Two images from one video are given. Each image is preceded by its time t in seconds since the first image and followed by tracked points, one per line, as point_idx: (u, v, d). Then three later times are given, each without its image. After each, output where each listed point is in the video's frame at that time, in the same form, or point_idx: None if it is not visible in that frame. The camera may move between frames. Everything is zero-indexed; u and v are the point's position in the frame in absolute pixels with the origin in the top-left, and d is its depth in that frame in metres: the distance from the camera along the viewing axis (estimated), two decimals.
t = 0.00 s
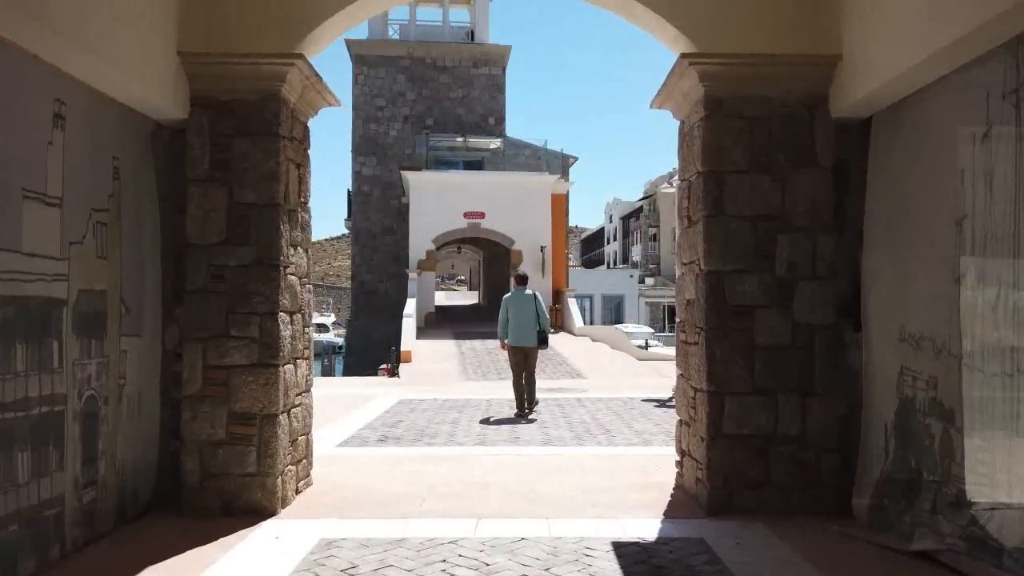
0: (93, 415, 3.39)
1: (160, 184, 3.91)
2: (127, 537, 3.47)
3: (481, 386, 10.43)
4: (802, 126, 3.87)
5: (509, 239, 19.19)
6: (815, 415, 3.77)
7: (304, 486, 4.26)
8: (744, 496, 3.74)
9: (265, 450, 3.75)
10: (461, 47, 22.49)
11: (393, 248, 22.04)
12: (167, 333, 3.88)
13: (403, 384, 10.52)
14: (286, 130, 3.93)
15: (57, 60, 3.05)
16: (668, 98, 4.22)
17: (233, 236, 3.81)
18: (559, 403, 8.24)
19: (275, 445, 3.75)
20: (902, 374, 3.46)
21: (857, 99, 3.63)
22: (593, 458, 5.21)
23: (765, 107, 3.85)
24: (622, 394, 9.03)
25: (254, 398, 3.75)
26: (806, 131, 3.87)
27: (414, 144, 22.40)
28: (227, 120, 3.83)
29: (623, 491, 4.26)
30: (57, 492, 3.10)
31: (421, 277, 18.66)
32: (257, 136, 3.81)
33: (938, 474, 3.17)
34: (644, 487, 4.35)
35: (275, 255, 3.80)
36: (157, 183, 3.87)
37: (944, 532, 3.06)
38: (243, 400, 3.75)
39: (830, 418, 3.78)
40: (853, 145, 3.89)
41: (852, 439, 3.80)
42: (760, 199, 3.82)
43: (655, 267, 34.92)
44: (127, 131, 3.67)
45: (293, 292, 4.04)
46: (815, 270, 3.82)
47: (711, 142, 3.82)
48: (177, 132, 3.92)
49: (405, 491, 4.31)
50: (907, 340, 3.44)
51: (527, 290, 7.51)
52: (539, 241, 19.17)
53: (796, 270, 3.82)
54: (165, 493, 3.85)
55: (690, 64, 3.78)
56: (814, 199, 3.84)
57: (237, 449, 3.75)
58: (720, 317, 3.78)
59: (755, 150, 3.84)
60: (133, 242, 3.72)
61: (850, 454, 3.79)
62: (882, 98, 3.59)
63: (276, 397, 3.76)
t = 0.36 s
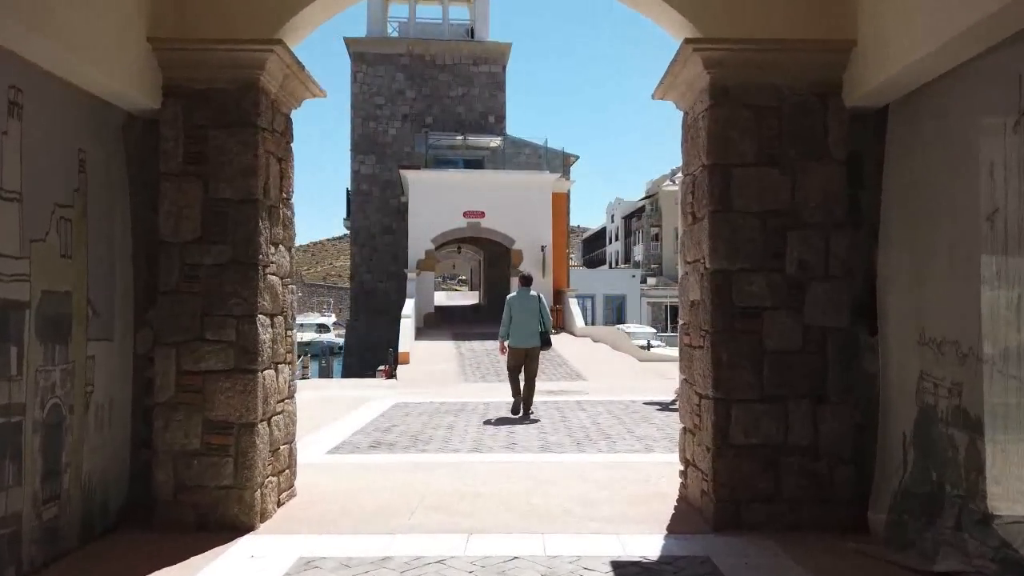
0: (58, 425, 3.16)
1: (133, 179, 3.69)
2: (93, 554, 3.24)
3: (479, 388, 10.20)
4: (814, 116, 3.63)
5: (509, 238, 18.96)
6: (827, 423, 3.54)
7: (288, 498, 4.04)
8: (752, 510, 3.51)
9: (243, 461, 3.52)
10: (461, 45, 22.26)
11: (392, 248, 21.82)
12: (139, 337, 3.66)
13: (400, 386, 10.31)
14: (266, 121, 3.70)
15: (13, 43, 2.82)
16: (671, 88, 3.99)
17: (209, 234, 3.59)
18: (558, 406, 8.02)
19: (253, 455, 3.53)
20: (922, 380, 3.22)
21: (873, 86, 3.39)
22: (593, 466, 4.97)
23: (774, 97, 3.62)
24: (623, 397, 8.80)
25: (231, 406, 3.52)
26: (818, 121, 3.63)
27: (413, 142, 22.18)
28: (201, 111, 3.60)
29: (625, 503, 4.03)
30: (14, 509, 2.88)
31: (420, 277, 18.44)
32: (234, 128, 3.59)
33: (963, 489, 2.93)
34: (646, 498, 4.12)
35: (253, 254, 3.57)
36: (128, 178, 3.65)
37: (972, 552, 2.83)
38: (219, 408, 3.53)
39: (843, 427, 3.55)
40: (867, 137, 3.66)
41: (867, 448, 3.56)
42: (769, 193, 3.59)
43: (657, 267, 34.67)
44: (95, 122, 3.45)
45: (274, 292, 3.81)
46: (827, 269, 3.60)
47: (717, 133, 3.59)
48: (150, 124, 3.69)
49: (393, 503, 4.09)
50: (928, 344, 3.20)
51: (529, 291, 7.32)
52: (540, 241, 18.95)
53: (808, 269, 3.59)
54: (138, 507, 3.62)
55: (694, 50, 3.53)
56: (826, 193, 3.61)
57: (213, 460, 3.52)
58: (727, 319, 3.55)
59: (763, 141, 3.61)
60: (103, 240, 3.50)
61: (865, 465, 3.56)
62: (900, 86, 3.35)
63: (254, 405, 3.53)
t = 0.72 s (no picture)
0: (21, 434, 2.94)
1: (106, 172, 3.46)
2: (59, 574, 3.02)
3: (477, 390, 9.97)
4: (829, 104, 3.42)
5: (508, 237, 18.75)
6: (845, 431, 3.32)
7: (271, 509, 3.82)
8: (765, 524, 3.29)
9: (221, 471, 3.30)
10: (459, 42, 22.03)
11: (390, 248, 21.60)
12: (112, 339, 3.44)
13: (396, 389, 10.09)
14: (247, 109, 3.48)
15: None
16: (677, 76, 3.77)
17: (185, 229, 3.36)
18: (557, 409, 7.80)
19: (232, 465, 3.30)
20: (949, 386, 3.00)
21: (894, 71, 3.17)
22: (594, 474, 4.75)
23: (788, 83, 3.40)
24: (624, 400, 8.58)
25: (208, 412, 3.30)
26: (835, 110, 3.41)
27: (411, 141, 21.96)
28: (178, 98, 3.39)
29: (628, 514, 3.81)
30: None
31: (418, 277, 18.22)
32: (212, 115, 3.36)
33: (996, 504, 2.71)
34: (651, 509, 3.90)
35: (232, 250, 3.35)
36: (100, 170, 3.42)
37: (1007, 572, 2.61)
38: (196, 414, 3.30)
39: (862, 434, 3.33)
40: (887, 126, 3.44)
41: (887, 457, 3.35)
42: (782, 186, 3.37)
43: (656, 267, 34.45)
44: (64, 109, 3.23)
45: (256, 291, 3.59)
46: (844, 266, 3.38)
47: (727, 122, 3.37)
48: (124, 112, 3.47)
49: (383, 514, 3.86)
50: (955, 347, 2.98)
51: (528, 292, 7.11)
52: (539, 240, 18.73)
53: (824, 266, 3.37)
54: (111, 520, 3.41)
55: (703, 32, 3.31)
56: (843, 186, 3.39)
57: (189, 470, 3.30)
58: (737, 320, 3.33)
59: (776, 130, 3.39)
60: (72, 236, 3.28)
61: (885, 476, 3.34)
62: (923, 70, 3.14)
63: (233, 412, 3.30)
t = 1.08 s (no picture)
0: None
1: (72, 163, 3.25)
2: None
3: (469, 392, 9.76)
4: (842, 93, 3.22)
5: (502, 237, 18.55)
6: (859, 440, 3.13)
7: (251, 522, 3.61)
8: (774, 539, 3.09)
9: (194, 484, 3.08)
10: (454, 40, 21.81)
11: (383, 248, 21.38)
12: (78, 341, 3.22)
13: (388, 391, 9.87)
14: (224, 97, 3.26)
15: None
16: (680, 64, 3.56)
17: (156, 225, 3.15)
18: (553, 413, 7.60)
19: (206, 477, 3.09)
20: (974, 393, 2.81)
21: (911, 58, 2.98)
22: (590, 482, 4.55)
23: (799, 71, 3.20)
24: (621, 402, 8.38)
25: (181, 420, 3.09)
26: (848, 99, 3.22)
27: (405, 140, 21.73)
28: (149, 84, 3.17)
29: (627, 527, 3.61)
30: None
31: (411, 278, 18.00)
32: (186, 103, 3.15)
33: None
34: (651, 521, 3.71)
35: (206, 247, 3.13)
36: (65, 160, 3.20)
37: None
38: (167, 423, 3.09)
39: (877, 443, 3.14)
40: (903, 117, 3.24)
41: (902, 467, 3.16)
42: (793, 180, 3.18)
43: (651, 267, 34.27)
44: (25, 95, 3.00)
45: (235, 291, 3.38)
46: (857, 265, 3.18)
47: (733, 112, 3.17)
48: (91, 99, 3.24)
49: (369, 526, 3.65)
50: (980, 352, 2.79)
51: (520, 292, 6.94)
52: (534, 240, 18.54)
53: (837, 265, 3.18)
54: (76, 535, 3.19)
55: (711, 16, 3.09)
56: (857, 180, 3.20)
57: (160, 483, 3.09)
58: (745, 322, 3.13)
59: (786, 121, 3.19)
60: (33, 231, 3.05)
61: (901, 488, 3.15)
62: (945, 56, 2.94)
63: (207, 420, 3.08)
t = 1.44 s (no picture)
0: None
1: (27, 146, 3.00)
2: None
3: (466, 393, 9.51)
4: (860, 70, 2.98)
5: (501, 236, 18.30)
6: (879, 446, 2.89)
7: (224, 534, 3.36)
8: (788, 554, 2.85)
9: (157, 494, 2.84)
10: (452, 37, 21.56)
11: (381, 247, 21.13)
12: (33, 339, 2.97)
13: (382, 392, 9.63)
14: (192, 74, 3.01)
15: None
16: (685, 41, 3.32)
17: (117, 212, 2.90)
18: (550, 414, 7.34)
19: (171, 487, 2.84)
20: (1011, 397, 2.56)
21: (936, 32, 2.74)
22: (589, 489, 4.30)
23: (814, 46, 2.96)
24: (621, 404, 8.13)
25: (143, 425, 2.84)
26: (867, 77, 2.97)
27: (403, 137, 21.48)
28: (109, 60, 2.92)
29: (628, 539, 3.37)
30: None
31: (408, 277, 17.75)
32: (149, 81, 2.90)
33: None
34: (653, 533, 3.46)
35: (171, 237, 2.89)
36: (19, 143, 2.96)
37: None
38: (128, 428, 2.85)
39: (899, 449, 2.89)
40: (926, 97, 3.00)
41: (926, 475, 2.92)
42: (807, 164, 2.93)
43: (652, 267, 34.01)
44: None
45: (205, 285, 3.14)
46: (877, 257, 2.94)
47: (743, 90, 2.92)
48: (48, 77, 3.00)
49: (351, 538, 3.41)
50: (1016, 351, 2.54)
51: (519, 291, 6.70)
52: (533, 239, 18.28)
53: (855, 257, 2.93)
54: (30, 549, 2.94)
55: None
56: (877, 164, 2.95)
57: (121, 493, 2.84)
58: (756, 318, 2.88)
59: (800, 100, 2.94)
60: None
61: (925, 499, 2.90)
62: (976, 27, 2.69)
63: (172, 425, 2.84)
